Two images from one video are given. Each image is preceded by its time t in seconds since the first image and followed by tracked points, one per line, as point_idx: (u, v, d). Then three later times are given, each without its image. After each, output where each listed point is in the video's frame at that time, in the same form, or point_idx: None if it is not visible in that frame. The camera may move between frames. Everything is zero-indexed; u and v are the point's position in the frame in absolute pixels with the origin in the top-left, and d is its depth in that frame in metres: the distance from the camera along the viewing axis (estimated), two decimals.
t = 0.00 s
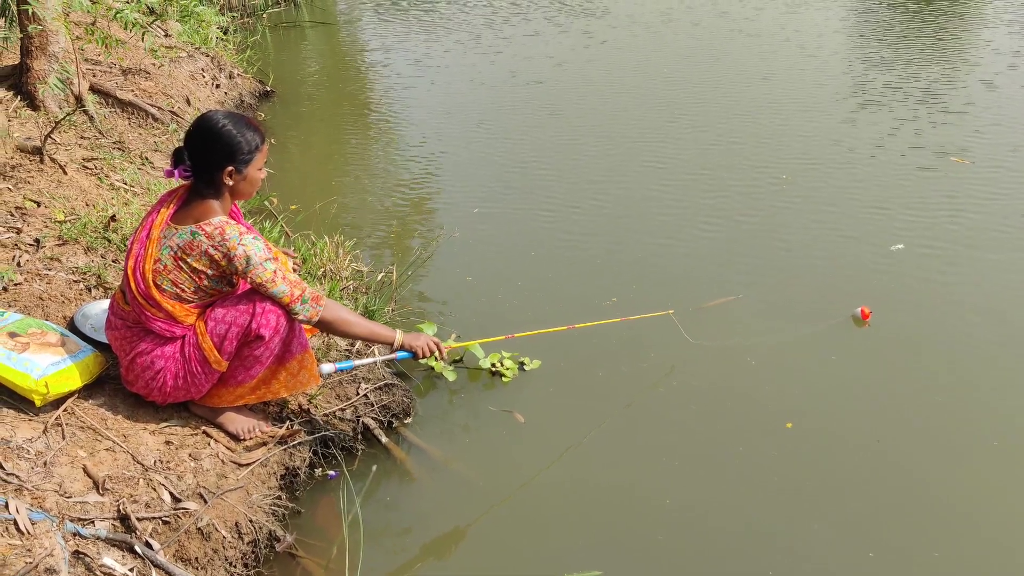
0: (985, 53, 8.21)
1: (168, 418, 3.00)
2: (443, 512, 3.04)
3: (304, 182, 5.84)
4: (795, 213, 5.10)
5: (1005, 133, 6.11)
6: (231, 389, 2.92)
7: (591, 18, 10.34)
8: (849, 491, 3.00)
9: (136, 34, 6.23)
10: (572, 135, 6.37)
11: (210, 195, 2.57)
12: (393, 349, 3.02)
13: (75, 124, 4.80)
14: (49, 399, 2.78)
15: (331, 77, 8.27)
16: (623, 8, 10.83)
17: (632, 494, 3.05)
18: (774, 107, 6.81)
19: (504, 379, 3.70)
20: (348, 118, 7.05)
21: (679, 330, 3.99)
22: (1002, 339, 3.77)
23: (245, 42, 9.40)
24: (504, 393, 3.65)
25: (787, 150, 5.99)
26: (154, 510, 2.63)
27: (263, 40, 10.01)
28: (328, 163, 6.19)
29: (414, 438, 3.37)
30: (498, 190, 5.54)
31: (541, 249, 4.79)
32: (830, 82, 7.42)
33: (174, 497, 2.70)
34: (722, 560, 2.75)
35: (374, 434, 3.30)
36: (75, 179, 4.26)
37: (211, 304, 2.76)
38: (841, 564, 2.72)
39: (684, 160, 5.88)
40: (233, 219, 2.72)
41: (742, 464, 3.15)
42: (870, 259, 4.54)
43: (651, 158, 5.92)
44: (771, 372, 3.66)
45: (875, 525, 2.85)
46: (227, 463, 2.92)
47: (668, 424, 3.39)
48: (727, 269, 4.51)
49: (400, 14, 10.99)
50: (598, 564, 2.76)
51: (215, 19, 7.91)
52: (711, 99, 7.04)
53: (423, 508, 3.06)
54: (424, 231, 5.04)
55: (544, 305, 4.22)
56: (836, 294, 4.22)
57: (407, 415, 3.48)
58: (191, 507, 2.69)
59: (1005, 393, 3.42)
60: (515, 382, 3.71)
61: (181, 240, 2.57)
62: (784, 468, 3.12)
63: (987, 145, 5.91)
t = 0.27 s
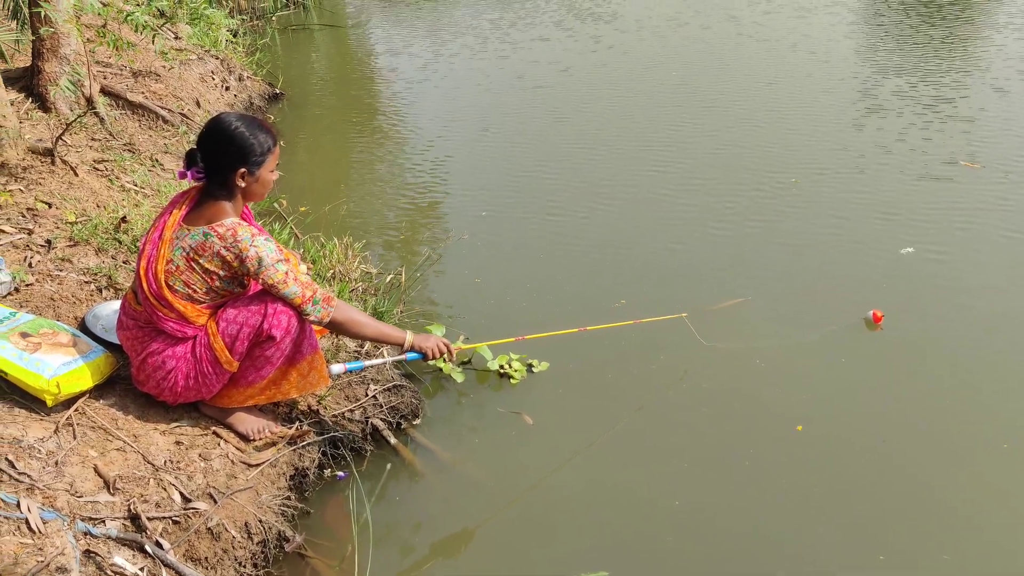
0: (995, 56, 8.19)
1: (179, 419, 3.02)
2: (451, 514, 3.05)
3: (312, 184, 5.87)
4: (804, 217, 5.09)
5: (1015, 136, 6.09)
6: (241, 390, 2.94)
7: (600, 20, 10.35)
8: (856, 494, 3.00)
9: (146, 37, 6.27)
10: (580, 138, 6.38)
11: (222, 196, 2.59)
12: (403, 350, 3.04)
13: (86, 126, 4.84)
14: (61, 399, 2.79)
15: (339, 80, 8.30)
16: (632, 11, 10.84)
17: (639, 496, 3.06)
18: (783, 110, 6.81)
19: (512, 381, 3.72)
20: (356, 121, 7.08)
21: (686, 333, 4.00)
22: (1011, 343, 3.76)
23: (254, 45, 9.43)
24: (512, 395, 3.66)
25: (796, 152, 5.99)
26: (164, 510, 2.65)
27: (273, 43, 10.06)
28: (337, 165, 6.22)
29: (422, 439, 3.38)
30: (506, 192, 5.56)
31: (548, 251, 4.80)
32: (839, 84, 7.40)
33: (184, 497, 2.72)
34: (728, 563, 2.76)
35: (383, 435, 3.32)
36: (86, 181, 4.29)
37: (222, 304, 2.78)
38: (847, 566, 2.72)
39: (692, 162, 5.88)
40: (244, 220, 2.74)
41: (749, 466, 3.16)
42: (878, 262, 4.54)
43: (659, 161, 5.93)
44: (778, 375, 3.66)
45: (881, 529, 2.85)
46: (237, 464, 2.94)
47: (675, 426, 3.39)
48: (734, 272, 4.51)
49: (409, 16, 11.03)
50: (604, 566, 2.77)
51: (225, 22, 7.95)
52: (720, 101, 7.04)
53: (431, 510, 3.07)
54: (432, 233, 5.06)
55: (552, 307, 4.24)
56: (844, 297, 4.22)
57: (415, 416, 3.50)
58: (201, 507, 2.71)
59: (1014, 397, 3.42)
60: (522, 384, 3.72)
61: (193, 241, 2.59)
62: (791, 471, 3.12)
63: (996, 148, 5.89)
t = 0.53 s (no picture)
0: (1010, 57, 8.14)
1: (193, 419, 3.04)
2: (462, 516, 3.07)
3: (324, 188, 5.90)
4: (815, 221, 5.08)
5: None
6: (256, 390, 2.96)
7: (612, 23, 10.36)
8: (866, 499, 3.00)
9: (161, 40, 6.32)
10: (592, 141, 6.39)
11: (238, 199, 2.61)
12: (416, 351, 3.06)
13: (101, 129, 4.88)
14: (76, 400, 2.82)
15: (352, 83, 8.34)
16: (644, 13, 10.84)
17: (649, 499, 3.07)
18: (795, 113, 6.80)
19: (524, 385, 3.73)
20: (369, 124, 7.11)
21: (696, 337, 4.01)
22: None
23: (267, 48, 9.49)
24: (522, 398, 3.67)
25: (808, 156, 5.98)
26: (178, 510, 2.67)
27: (286, 46, 10.12)
28: (349, 168, 6.25)
29: (433, 441, 3.40)
30: (517, 195, 5.58)
31: (559, 255, 4.81)
32: (853, 87, 7.38)
33: (198, 497, 2.74)
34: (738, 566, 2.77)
35: (395, 437, 3.33)
36: (102, 184, 4.33)
37: (237, 306, 2.81)
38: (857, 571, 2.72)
39: (704, 166, 5.88)
40: (260, 223, 2.76)
41: (759, 470, 3.17)
42: (890, 267, 4.53)
43: (671, 164, 5.93)
44: (789, 380, 3.66)
45: (891, 534, 2.85)
46: (250, 465, 2.96)
47: (685, 430, 3.40)
48: (745, 275, 4.51)
49: (422, 19, 11.06)
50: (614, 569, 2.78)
51: (239, 25, 8.01)
52: (732, 104, 7.04)
53: (442, 512, 3.09)
54: (444, 236, 5.08)
55: (563, 310, 4.25)
56: (855, 302, 4.22)
57: (427, 418, 3.51)
58: (215, 507, 2.73)
59: None
60: (533, 387, 3.73)
61: (209, 243, 2.62)
62: (801, 475, 3.13)
63: (1011, 151, 5.87)
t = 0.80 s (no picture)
0: None
1: (206, 421, 3.06)
2: (472, 520, 3.08)
3: (336, 191, 5.93)
4: (827, 228, 5.07)
5: None
6: (269, 393, 2.98)
7: (624, 29, 10.37)
8: (878, 505, 2.99)
9: (175, 44, 6.38)
10: (603, 147, 6.40)
11: (253, 202, 2.63)
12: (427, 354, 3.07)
13: (116, 132, 4.92)
14: (91, 400, 2.84)
15: (364, 88, 8.38)
16: (656, 19, 10.85)
17: (659, 504, 3.07)
18: (807, 119, 6.80)
19: (535, 389, 3.74)
20: (381, 128, 7.14)
21: (707, 342, 4.01)
22: None
23: (280, 53, 9.54)
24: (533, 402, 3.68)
25: (819, 162, 5.98)
26: (191, 511, 2.69)
27: (299, 51, 10.18)
28: (360, 172, 6.28)
29: (444, 444, 3.41)
30: (528, 200, 5.59)
31: (570, 259, 4.82)
32: (866, 93, 7.36)
33: (210, 498, 2.76)
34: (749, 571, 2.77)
35: (407, 440, 3.34)
36: (116, 186, 4.37)
37: (251, 308, 2.83)
38: None
39: (715, 171, 5.89)
40: (275, 226, 2.78)
41: (770, 476, 3.16)
42: (903, 274, 4.52)
43: (682, 170, 5.94)
44: (799, 385, 3.66)
45: (903, 541, 2.85)
46: (262, 466, 2.98)
47: (695, 435, 3.41)
48: (757, 281, 4.51)
49: (434, 25, 11.11)
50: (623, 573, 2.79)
51: (252, 30, 8.06)
52: (744, 111, 7.04)
53: (452, 516, 3.10)
54: (455, 240, 5.10)
55: (573, 315, 4.26)
56: (867, 308, 4.21)
57: (439, 421, 3.53)
58: (228, 508, 2.75)
59: None
60: (544, 392, 3.74)
61: (224, 245, 2.64)
62: (811, 481, 3.12)
63: None
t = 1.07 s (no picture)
0: None
1: (219, 423, 3.08)
2: (483, 525, 3.08)
3: (349, 196, 5.95)
4: (841, 234, 5.06)
5: None
6: (282, 395, 2.99)
7: (637, 34, 10.38)
8: (890, 513, 2.98)
9: (191, 49, 6.42)
10: (615, 152, 6.41)
11: (267, 205, 2.65)
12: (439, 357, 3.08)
13: (132, 135, 4.96)
14: (105, 402, 2.86)
15: (378, 93, 8.42)
16: (669, 25, 10.85)
17: (670, 509, 3.07)
18: (820, 126, 6.78)
19: (547, 394, 3.74)
20: (394, 133, 7.17)
21: (719, 347, 4.00)
22: None
23: (294, 58, 9.59)
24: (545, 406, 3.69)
25: (833, 168, 5.96)
26: (204, 512, 2.70)
27: (313, 55, 10.23)
28: (373, 176, 6.31)
29: (455, 448, 3.42)
30: (540, 205, 5.60)
31: (582, 264, 4.83)
32: (880, 100, 7.34)
33: (223, 500, 2.77)
34: None
35: (418, 443, 3.35)
36: (132, 189, 4.40)
37: (265, 311, 2.85)
38: None
39: (728, 177, 5.88)
40: (288, 229, 2.80)
41: (781, 483, 3.15)
42: (917, 279, 4.50)
43: (695, 175, 5.94)
44: (812, 391, 3.65)
45: (916, 549, 2.84)
46: (275, 469, 2.99)
47: (707, 440, 3.40)
48: (769, 286, 4.50)
49: (447, 30, 11.14)
50: None
51: (267, 34, 8.11)
52: (757, 117, 7.04)
53: (463, 520, 3.10)
54: (467, 245, 5.11)
55: (585, 319, 4.26)
56: (881, 314, 4.20)
57: (450, 425, 3.53)
58: (240, 510, 2.76)
59: None
60: (555, 396, 3.74)
61: (238, 248, 2.66)
62: (823, 488, 3.11)
63: None
